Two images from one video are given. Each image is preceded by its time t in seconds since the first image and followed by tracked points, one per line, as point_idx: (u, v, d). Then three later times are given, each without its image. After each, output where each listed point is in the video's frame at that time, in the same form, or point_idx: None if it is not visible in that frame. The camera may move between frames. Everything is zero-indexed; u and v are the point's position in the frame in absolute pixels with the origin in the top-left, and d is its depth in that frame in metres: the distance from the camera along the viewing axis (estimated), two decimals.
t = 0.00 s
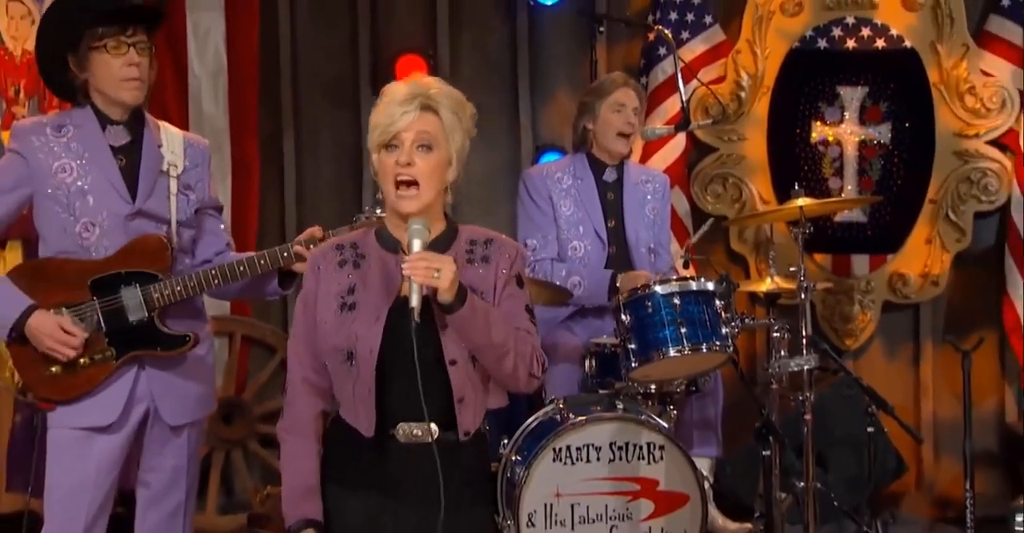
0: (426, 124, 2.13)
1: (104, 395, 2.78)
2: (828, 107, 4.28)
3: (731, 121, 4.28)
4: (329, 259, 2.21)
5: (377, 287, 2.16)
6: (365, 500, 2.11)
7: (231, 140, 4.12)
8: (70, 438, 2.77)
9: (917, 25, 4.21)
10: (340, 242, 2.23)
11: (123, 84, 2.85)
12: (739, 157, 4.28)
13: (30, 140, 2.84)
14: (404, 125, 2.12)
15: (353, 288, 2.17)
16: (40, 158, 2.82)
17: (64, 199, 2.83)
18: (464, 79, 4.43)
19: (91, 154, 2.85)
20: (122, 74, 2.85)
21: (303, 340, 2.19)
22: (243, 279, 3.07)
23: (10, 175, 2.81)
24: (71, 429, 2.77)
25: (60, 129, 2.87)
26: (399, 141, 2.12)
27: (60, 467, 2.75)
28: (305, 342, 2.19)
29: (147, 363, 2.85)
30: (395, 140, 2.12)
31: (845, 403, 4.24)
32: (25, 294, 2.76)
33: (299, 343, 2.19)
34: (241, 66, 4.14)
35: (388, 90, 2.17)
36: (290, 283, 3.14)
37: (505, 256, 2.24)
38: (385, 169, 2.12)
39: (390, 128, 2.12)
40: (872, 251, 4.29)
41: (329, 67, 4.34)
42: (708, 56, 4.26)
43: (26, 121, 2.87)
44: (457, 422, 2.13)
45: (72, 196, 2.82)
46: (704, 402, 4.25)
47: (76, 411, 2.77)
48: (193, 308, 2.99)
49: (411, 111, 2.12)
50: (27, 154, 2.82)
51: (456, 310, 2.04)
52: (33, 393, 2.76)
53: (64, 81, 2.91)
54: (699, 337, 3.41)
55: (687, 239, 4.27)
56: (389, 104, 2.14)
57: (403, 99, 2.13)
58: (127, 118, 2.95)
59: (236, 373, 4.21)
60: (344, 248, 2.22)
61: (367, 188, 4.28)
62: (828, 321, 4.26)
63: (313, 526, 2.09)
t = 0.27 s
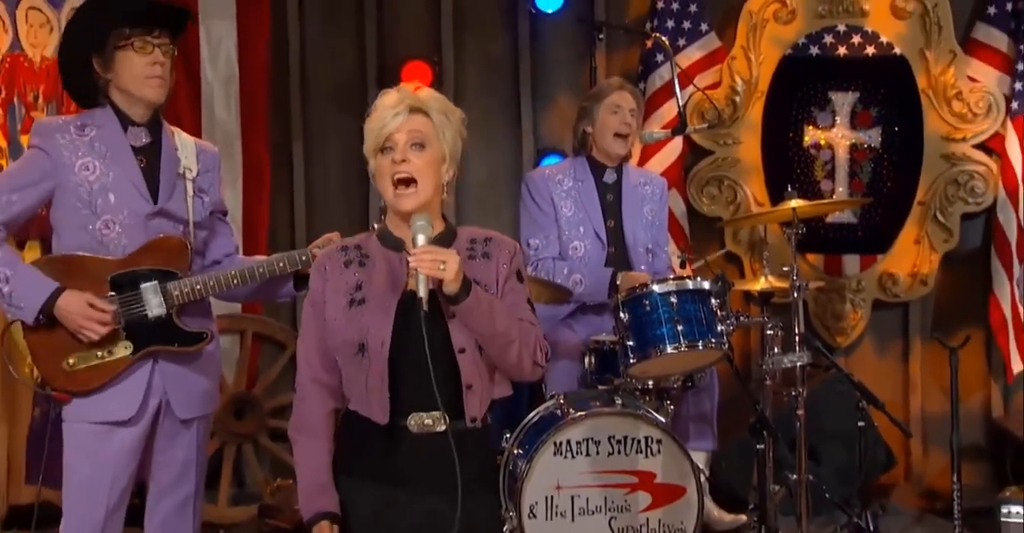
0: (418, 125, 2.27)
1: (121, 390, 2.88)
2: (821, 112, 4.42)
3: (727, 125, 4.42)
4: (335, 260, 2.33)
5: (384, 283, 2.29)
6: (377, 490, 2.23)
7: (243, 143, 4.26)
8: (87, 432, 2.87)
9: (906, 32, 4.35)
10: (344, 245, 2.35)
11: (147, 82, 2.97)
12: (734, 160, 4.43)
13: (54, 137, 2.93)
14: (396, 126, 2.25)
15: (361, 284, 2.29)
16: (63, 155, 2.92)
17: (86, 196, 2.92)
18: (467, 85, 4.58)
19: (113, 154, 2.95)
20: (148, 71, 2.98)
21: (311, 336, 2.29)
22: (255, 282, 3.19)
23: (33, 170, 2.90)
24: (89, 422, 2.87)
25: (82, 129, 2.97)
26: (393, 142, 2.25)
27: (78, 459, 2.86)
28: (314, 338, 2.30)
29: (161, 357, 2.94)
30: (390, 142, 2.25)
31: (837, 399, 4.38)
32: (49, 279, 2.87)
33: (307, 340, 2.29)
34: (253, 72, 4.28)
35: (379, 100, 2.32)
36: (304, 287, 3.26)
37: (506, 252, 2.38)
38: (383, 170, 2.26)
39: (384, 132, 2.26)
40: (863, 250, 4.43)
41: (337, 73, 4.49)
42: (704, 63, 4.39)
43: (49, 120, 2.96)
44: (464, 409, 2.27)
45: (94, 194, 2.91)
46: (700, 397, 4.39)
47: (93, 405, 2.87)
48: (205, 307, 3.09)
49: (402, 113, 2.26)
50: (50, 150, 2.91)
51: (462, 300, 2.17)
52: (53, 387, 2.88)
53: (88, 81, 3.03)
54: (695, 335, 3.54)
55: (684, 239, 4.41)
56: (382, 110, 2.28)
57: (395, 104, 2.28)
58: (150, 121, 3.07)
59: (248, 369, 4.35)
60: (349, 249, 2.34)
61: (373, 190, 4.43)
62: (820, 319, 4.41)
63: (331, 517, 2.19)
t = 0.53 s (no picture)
0: (417, 133, 2.40)
1: (138, 386, 3.00)
2: (811, 117, 4.56)
3: (721, 129, 4.57)
4: (343, 265, 2.46)
5: (391, 284, 2.41)
6: (389, 480, 2.38)
7: (252, 147, 4.41)
8: (104, 426, 2.98)
9: (895, 39, 4.49)
10: (350, 250, 2.48)
11: (166, 89, 3.11)
12: (728, 163, 4.57)
13: (72, 142, 3.04)
14: (393, 135, 2.38)
15: (369, 286, 2.42)
16: (81, 159, 3.03)
17: (103, 198, 3.03)
18: (470, 90, 4.72)
19: (130, 159, 3.06)
20: (168, 78, 3.12)
21: (323, 338, 2.43)
22: (263, 286, 3.30)
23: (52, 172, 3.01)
24: (106, 418, 2.99)
25: (100, 134, 3.09)
26: (393, 150, 2.38)
27: (95, 453, 2.98)
28: (326, 340, 2.43)
29: (176, 355, 3.07)
30: (390, 151, 2.38)
31: (828, 394, 4.53)
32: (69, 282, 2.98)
33: (319, 342, 2.43)
34: (262, 78, 4.42)
35: (376, 112, 2.44)
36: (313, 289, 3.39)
37: (507, 251, 2.52)
38: (384, 177, 2.38)
39: (381, 142, 2.40)
40: (852, 250, 4.58)
41: (343, 79, 4.64)
42: (698, 70, 4.56)
43: (69, 124, 3.07)
44: (474, 401, 2.40)
45: (111, 196, 3.03)
46: (695, 393, 4.53)
47: (110, 401, 2.98)
48: (212, 306, 3.20)
49: (399, 123, 2.39)
50: (69, 154, 3.03)
51: (471, 295, 2.32)
52: (70, 383, 2.98)
53: (108, 86, 3.14)
54: (690, 333, 3.67)
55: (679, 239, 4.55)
56: (380, 121, 2.41)
57: (393, 114, 2.41)
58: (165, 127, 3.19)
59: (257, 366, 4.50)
60: (355, 254, 2.47)
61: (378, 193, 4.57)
62: (811, 317, 4.55)
63: (347, 514, 2.34)
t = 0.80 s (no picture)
0: (444, 137, 2.38)
1: (151, 381, 3.08)
2: (803, 121, 4.71)
3: (715, 133, 4.72)
4: (353, 261, 2.41)
5: (401, 282, 2.37)
6: (392, 473, 2.33)
7: (262, 150, 4.56)
8: (120, 419, 3.07)
9: (883, 47, 4.65)
10: (360, 246, 2.43)
11: (171, 95, 3.17)
12: (722, 166, 4.73)
13: (84, 146, 3.14)
14: (424, 137, 2.36)
15: (379, 284, 2.37)
16: (92, 163, 3.13)
17: (114, 200, 3.13)
18: (472, 96, 4.87)
19: (140, 161, 3.15)
20: (171, 85, 3.18)
21: (329, 334, 2.37)
22: (272, 283, 3.38)
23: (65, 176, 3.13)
24: (121, 411, 3.07)
25: (111, 138, 3.18)
26: (420, 151, 2.36)
27: (111, 445, 3.06)
28: (332, 336, 2.37)
29: (187, 352, 3.15)
30: (417, 151, 2.36)
31: (819, 390, 4.69)
32: (81, 273, 3.06)
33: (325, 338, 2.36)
34: (271, 84, 4.57)
35: (401, 110, 2.41)
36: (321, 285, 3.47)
37: (512, 252, 2.50)
38: (409, 177, 2.36)
39: (409, 142, 2.37)
40: (843, 251, 4.72)
41: (350, 85, 4.79)
42: (694, 76, 4.70)
43: (81, 130, 3.18)
44: (481, 400, 2.35)
45: (122, 198, 3.12)
46: (690, 389, 4.69)
47: (125, 395, 3.07)
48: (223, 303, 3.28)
49: (430, 124, 2.37)
50: (80, 158, 3.13)
51: (483, 291, 2.32)
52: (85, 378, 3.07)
53: (115, 93, 3.23)
54: (686, 330, 3.81)
55: (675, 240, 4.71)
56: (406, 119, 2.38)
57: (420, 114, 2.38)
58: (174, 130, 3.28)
59: (266, 362, 4.65)
60: (365, 251, 2.43)
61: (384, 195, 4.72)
62: (802, 316, 4.71)
63: (347, 505, 2.29)
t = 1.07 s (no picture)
0: (458, 141, 2.51)
1: (164, 378, 3.23)
2: (795, 126, 4.88)
3: (711, 137, 4.89)
4: (361, 261, 2.54)
5: (407, 282, 2.50)
6: (397, 467, 2.45)
7: (273, 152, 4.73)
8: (134, 413, 3.22)
9: (873, 53, 4.81)
10: (368, 246, 2.57)
11: (170, 100, 3.29)
12: (718, 168, 4.90)
13: (96, 154, 3.27)
14: (441, 141, 2.49)
15: (385, 284, 2.50)
16: (105, 170, 3.26)
17: (127, 205, 3.26)
18: (476, 101, 5.03)
19: (150, 167, 3.27)
20: (168, 90, 3.29)
21: (338, 331, 2.51)
22: (280, 278, 3.53)
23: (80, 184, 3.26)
24: (135, 405, 3.22)
25: (123, 145, 3.31)
26: (437, 154, 2.49)
27: (126, 438, 3.22)
28: (340, 333, 2.51)
29: (198, 349, 3.29)
30: (433, 154, 2.49)
31: (811, 385, 4.86)
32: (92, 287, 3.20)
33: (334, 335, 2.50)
34: (282, 89, 4.73)
35: (414, 114, 2.54)
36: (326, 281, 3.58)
37: (515, 252, 2.60)
38: (426, 178, 2.49)
39: (425, 144, 2.49)
40: (834, 251, 4.89)
41: (358, 91, 4.95)
42: (690, 81, 4.86)
43: (94, 138, 3.31)
44: (484, 395, 2.48)
45: (135, 203, 3.25)
46: (687, 384, 4.85)
47: (138, 391, 3.21)
48: (239, 299, 3.46)
49: (447, 128, 2.50)
50: (93, 166, 3.26)
51: (491, 288, 2.44)
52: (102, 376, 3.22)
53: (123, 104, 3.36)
54: (682, 328, 3.97)
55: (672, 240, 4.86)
56: (422, 122, 2.50)
57: (436, 119, 2.51)
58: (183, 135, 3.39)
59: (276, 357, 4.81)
60: (372, 251, 2.55)
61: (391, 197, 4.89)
62: (795, 313, 4.88)
63: (353, 494, 2.41)
